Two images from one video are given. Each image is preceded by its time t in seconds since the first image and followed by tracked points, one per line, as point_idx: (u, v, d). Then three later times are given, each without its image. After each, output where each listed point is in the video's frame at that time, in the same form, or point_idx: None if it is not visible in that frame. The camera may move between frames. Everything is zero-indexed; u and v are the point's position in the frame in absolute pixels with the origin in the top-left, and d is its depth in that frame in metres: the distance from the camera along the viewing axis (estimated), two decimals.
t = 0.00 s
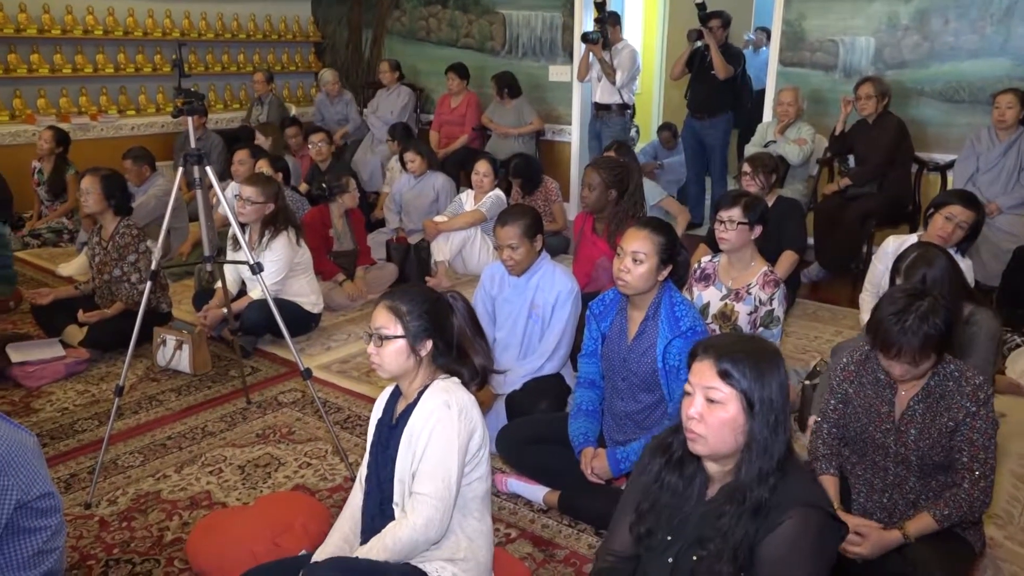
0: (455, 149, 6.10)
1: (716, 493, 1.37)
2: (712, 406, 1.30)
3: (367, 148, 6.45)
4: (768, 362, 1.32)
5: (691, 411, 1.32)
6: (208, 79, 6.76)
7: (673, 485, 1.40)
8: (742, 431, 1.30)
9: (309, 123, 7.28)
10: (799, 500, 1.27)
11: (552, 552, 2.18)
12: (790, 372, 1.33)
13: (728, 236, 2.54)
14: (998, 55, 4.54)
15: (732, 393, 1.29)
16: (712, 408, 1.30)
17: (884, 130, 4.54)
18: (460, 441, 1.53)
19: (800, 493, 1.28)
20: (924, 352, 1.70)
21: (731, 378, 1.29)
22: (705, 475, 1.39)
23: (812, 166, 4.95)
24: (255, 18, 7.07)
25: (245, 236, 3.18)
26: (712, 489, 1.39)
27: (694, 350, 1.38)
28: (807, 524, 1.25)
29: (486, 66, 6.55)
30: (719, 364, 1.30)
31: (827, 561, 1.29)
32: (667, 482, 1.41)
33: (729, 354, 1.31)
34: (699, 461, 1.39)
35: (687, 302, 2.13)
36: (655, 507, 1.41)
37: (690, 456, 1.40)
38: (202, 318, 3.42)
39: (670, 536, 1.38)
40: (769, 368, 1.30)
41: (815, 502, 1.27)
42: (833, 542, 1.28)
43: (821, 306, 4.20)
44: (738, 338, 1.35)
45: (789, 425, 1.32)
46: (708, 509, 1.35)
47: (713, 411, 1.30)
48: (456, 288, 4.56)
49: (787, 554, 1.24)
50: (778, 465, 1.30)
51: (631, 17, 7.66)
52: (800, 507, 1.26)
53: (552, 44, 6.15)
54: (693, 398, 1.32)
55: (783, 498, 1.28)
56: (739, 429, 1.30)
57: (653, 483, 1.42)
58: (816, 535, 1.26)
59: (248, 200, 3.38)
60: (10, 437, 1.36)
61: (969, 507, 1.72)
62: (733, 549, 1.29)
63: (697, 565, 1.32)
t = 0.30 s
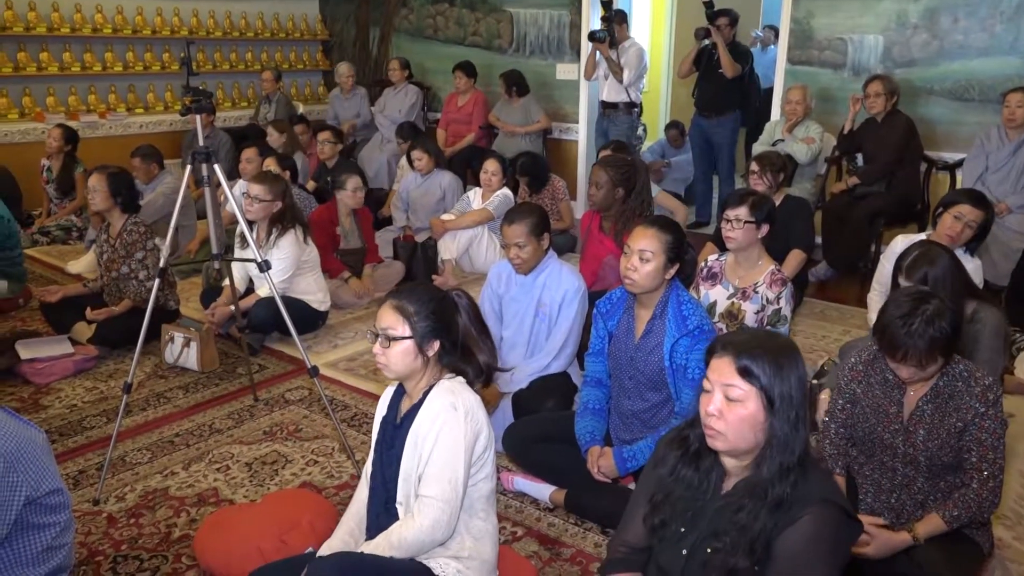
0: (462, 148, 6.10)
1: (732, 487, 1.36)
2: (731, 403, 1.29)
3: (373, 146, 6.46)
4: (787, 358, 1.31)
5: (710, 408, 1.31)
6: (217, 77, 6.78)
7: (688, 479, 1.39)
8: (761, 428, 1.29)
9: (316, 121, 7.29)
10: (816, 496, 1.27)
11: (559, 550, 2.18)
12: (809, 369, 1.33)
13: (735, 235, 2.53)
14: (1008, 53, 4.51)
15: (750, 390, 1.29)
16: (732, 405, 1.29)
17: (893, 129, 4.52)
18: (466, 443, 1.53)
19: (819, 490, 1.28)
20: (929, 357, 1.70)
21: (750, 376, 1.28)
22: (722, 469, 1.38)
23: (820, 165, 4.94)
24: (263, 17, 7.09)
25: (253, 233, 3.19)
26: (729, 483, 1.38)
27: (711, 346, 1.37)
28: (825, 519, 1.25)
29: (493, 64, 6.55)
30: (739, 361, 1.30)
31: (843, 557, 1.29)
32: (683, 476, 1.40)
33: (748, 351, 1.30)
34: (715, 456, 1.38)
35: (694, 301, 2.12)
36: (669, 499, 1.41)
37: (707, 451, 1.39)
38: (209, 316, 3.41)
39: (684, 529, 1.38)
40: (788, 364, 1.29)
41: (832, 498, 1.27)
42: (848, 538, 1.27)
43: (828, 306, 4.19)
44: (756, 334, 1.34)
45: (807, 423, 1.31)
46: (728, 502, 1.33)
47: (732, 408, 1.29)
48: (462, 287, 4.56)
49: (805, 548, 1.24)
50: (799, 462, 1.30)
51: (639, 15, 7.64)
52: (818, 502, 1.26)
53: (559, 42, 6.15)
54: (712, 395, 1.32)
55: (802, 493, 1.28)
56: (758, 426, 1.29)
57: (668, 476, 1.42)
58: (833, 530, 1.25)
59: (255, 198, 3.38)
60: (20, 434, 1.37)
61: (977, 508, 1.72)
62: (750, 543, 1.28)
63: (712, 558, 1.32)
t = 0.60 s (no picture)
0: (469, 146, 6.10)
1: (735, 485, 1.35)
2: (738, 404, 1.29)
3: (380, 144, 6.46)
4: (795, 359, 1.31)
5: (715, 408, 1.30)
6: (225, 76, 6.80)
7: (691, 475, 1.39)
8: (766, 429, 1.29)
9: (324, 120, 7.30)
10: (818, 494, 1.26)
11: (565, 549, 2.19)
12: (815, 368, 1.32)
13: (742, 234, 2.53)
14: (1018, 52, 4.49)
15: (758, 392, 1.28)
16: (738, 407, 1.29)
17: (901, 128, 4.51)
18: (475, 454, 1.54)
19: (824, 487, 1.27)
20: (938, 357, 1.69)
21: (758, 377, 1.28)
22: (725, 466, 1.37)
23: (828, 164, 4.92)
24: (271, 15, 7.10)
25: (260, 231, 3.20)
26: (733, 480, 1.37)
27: (719, 345, 1.36)
28: (830, 517, 1.25)
29: (500, 62, 6.54)
30: (748, 361, 1.29)
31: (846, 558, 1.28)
32: (686, 471, 1.40)
33: (757, 351, 1.29)
34: (719, 452, 1.38)
35: (701, 300, 2.12)
36: (673, 495, 1.41)
37: (710, 446, 1.39)
38: (217, 314, 3.46)
39: (687, 526, 1.38)
40: (796, 364, 1.29)
41: (837, 496, 1.26)
42: (852, 537, 1.27)
43: (836, 305, 4.18)
44: (764, 334, 1.33)
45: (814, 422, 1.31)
46: (731, 500, 1.33)
47: (738, 409, 1.29)
48: (469, 285, 4.56)
49: (809, 548, 1.24)
50: (805, 462, 1.30)
51: (646, 13, 7.62)
52: (822, 501, 1.26)
53: (566, 41, 6.14)
54: (718, 395, 1.31)
55: (804, 491, 1.27)
56: (763, 427, 1.29)
57: (671, 471, 1.42)
58: (837, 529, 1.25)
59: (263, 196, 3.40)
60: (29, 431, 1.38)
61: (983, 509, 1.72)
62: (752, 542, 1.28)
63: (714, 556, 1.32)
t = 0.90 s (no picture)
0: (478, 145, 6.11)
1: (735, 487, 1.35)
2: (744, 406, 1.28)
3: (389, 142, 6.47)
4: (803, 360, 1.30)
5: (721, 408, 1.30)
6: (234, 74, 6.83)
7: (692, 474, 1.39)
8: (771, 432, 1.28)
9: (332, 119, 7.32)
10: (820, 498, 1.26)
11: (572, 548, 2.18)
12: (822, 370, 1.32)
13: (751, 233, 2.52)
14: None
15: (765, 395, 1.28)
16: (744, 409, 1.28)
17: (912, 127, 4.48)
18: (495, 472, 1.53)
19: (824, 491, 1.27)
20: (948, 356, 1.68)
21: (766, 381, 1.28)
22: (725, 467, 1.37)
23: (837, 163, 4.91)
24: (280, 14, 7.12)
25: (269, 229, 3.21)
26: (732, 483, 1.36)
27: (728, 346, 1.35)
28: (831, 521, 1.24)
29: (509, 61, 6.54)
30: (758, 364, 1.28)
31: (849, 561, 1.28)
32: (687, 469, 1.40)
33: (768, 353, 1.29)
34: (720, 453, 1.38)
35: (709, 299, 2.12)
36: (673, 495, 1.41)
37: (711, 447, 1.39)
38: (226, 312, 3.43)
39: (686, 528, 1.38)
40: (805, 366, 1.29)
41: (838, 499, 1.26)
42: (854, 542, 1.26)
43: (845, 305, 4.16)
44: (774, 336, 1.32)
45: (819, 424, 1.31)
46: (729, 503, 1.32)
47: (744, 411, 1.28)
48: (477, 284, 4.56)
49: (810, 553, 1.23)
50: (808, 466, 1.29)
51: (655, 12, 7.61)
52: (822, 505, 1.25)
53: (575, 39, 6.13)
54: (724, 396, 1.30)
55: (805, 495, 1.27)
56: (768, 431, 1.28)
57: (672, 470, 1.42)
58: (838, 532, 1.25)
59: (272, 195, 3.39)
60: (40, 428, 1.39)
61: (992, 510, 1.71)
62: (754, 546, 1.28)
63: (715, 559, 1.32)
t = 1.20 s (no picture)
0: (491, 144, 6.12)
1: (742, 499, 1.34)
2: (758, 417, 1.27)
3: (402, 141, 6.49)
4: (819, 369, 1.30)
5: (733, 417, 1.29)
6: (250, 73, 6.87)
7: (700, 479, 1.39)
8: (785, 447, 1.28)
9: (346, 118, 7.35)
10: (831, 513, 1.25)
11: (585, 547, 2.18)
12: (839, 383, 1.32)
13: (766, 233, 2.51)
14: None
15: (781, 407, 1.27)
16: (758, 419, 1.27)
17: (929, 127, 4.45)
18: (516, 488, 1.52)
19: (835, 504, 1.26)
20: (963, 355, 1.67)
21: (782, 395, 1.27)
22: (732, 478, 1.36)
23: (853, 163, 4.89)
24: (295, 13, 7.15)
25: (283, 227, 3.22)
26: (739, 496, 1.36)
27: (744, 354, 1.35)
28: (843, 536, 1.23)
29: (522, 60, 6.54)
30: (776, 374, 1.28)
31: None
32: (694, 474, 1.39)
33: (786, 363, 1.28)
34: (727, 462, 1.37)
35: (723, 299, 2.11)
36: (680, 505, 1.40)
37: (719, 456, 1.38)
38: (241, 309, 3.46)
39: (692, 539, 1.37)
40: (823, 377, 1.28)
41: (848, 513, 1.25)
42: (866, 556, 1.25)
43: (861, 305, 4.14)
44: (791, 347, 1.32)
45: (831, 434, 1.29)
46: (739, 516, 1.32)
47: (758, 421, 1.27)
48: (491, 283, 4.57)
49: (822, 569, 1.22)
50: (821, 482, 1.28)
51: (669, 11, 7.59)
52: (834, 518, 1.24)
53: (589, 38, 6.13)
54: (738, 405, 1.29)
55: (816, 512, 1.26)
56: (781, 444, 1.27)
57: (679, 477, 1.41)
58: (851, 548, 1.23)
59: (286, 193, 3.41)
60: (57, 424, 1.41)
61: (1008, 512, 1.69)
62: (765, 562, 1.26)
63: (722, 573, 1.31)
